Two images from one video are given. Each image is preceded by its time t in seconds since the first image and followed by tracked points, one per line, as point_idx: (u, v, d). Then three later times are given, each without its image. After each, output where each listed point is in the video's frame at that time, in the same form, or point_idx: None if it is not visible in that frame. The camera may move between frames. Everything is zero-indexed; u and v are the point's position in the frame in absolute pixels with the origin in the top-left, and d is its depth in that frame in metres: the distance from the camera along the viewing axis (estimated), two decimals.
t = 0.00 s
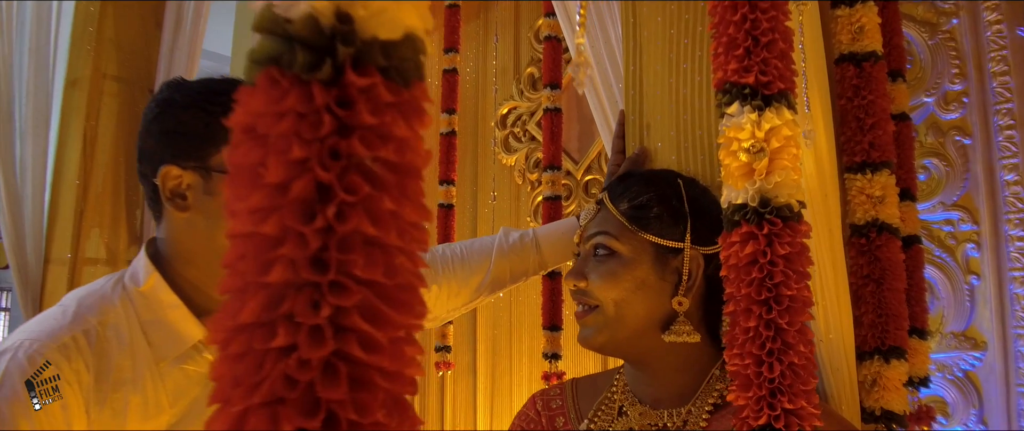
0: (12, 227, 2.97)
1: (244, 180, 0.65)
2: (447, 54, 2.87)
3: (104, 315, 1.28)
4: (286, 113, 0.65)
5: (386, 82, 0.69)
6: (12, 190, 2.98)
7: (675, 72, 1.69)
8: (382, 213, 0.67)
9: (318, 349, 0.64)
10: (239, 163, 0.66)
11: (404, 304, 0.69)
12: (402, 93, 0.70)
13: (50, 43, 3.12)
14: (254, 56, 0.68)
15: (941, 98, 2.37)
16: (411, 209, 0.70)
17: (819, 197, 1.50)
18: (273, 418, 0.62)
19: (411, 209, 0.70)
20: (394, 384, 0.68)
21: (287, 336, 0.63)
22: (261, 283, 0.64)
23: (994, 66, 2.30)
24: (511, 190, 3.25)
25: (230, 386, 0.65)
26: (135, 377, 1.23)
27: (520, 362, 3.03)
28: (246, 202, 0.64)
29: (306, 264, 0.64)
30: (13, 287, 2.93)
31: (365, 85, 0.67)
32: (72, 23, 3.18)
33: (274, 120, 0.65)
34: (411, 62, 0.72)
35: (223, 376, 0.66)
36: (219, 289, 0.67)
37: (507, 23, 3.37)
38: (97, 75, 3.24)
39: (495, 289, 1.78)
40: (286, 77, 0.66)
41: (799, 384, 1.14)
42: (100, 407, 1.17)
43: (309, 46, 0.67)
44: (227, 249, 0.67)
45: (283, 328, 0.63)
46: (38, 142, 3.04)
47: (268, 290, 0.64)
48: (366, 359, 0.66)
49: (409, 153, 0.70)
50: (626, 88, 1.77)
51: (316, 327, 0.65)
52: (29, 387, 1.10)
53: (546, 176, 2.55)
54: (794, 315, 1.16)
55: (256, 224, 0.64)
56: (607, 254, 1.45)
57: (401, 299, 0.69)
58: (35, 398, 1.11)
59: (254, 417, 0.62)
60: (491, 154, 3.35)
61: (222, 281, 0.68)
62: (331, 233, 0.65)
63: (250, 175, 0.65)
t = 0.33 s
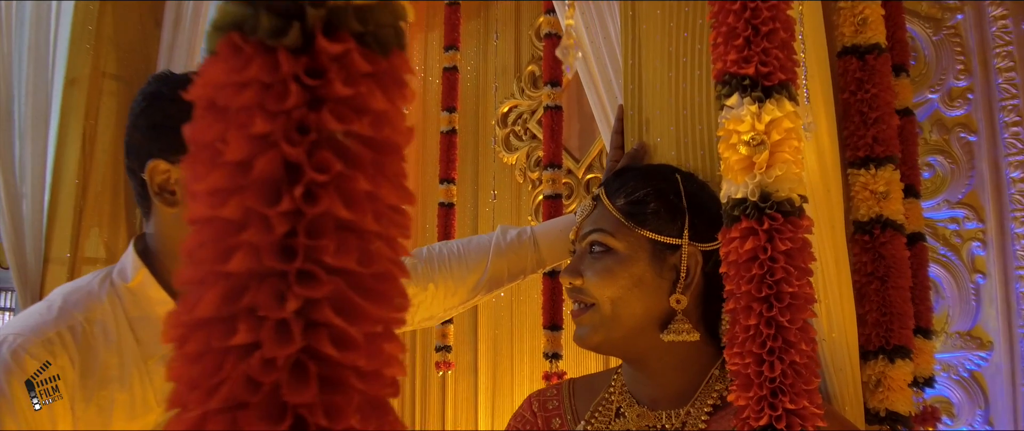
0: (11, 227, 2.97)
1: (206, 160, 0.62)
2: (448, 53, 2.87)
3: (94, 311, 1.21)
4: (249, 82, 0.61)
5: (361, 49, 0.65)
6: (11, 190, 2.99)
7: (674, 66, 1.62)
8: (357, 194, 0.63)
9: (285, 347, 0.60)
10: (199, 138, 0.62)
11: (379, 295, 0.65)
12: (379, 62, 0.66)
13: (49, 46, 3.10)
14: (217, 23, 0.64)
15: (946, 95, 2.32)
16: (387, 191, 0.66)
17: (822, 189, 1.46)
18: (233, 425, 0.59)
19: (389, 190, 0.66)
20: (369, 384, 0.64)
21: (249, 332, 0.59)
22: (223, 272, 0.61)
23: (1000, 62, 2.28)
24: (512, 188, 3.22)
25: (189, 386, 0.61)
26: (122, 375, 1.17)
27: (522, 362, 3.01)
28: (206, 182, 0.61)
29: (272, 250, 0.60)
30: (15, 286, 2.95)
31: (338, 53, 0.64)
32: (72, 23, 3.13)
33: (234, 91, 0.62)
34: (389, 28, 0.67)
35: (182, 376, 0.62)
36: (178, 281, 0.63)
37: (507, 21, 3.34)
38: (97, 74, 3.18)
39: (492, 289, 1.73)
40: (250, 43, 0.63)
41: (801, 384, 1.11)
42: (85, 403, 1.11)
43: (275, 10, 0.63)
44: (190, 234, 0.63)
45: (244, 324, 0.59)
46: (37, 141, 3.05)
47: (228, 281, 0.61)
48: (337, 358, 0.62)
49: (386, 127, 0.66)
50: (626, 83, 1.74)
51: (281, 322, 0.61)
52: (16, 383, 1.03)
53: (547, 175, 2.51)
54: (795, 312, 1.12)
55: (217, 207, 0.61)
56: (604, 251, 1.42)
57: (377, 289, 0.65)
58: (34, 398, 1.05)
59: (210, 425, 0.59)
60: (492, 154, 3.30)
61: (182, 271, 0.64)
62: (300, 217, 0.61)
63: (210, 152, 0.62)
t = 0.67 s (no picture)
0: (12, 225, 2.97)
1: (166, 150, 0.56)
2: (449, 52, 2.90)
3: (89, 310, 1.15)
4: (214, 66, 0.55)
5: (336, 33, 0.58)
6: (13, 188, 2.99)
7: (672, 62, 1.62)
8: (330, 185, 0.57)
9: (248, 349, 0.53)
10: (161, 126, 0.56)
11: (353, 296, 0.59)
12: (356, 45, 0.60)
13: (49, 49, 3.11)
14: (182, 2, 0.58)
15: (950, 93, 2.29)
16: (364, 181, 0.60)
17: (822, 190, 1.44)
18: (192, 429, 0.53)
19: (365, 181, 0.60)
20: (340, 388, 0.58)
21: (210, 332, 0.53)
22: (185, 267, 0.54)
23: (1004, 59, 2.26)
24: (513, 188, 3.18)
25: (146, 389, 0.56)
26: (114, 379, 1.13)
27: (523, 361, 2.97)
28: (169, 170, 0.55)
29: (237, 242, 0.54)
30: (16, 287, 2.94)
31: (312, 34, 0.57)
32: (72, 23, 3.13)
33: (198, 77, 0.55)
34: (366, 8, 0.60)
35: (138, 379, 0.56)
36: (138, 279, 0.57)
37: (509, 19, 3.32)
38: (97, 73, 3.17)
39: (487, 288, 1.72)
40: (217, 26, 0.56)
41: (800, 385, 1.09)
42: (76, 408, 1.09)
43: None
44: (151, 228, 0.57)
45: (205, 324, 0.53)
46: (38, 140, 3.05)
47: (190, 278, 0.54)
48: (305, 359, 0.55)
49: (363, 114, 0.60)
50: (625, 80, 1.72)
51: (246, 321, 0.54)
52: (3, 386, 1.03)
53: (548, 174, 2.50)
54: (795, 312, 1.10)
55: (179, 198, 0.55)
56: (600, 250, 1.40)
57: (350, 288, 0.59)
58: (35, 398, 1.06)
59: None
60: (494, 153, 3.28)
61: (141, 264, 0.58)
62: (267, 209, 0.55)
63: (173, 139, 0.56)
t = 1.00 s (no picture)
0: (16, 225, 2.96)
1: (101, 123, 0.54)
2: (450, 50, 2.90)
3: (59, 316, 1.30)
4: (154, 33, 0.53)
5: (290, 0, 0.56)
6: (17, 188, 2.99)
7: (671, 57, 1.60)
8: (279, 162, 0.55)
9: (184, 341, 0.51)
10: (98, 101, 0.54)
11: (302, 281, 0.56)
12: (311, 13, 0.57)
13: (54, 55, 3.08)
14: None
15: (956, 89, 2.27)
16: (319, 159, 0.57)
17: (823, 185, 1.41)
18: (119, 430, 0.51)
19: (320, 159, 0.57)
20: (288, 386, 0.55)
21: (143, 323, 0.51)
22: (113, 251, 0.52)
23: (1011, 55, 2.20)
24: (516, 187, 3.13)
25: (77, 384, 0.54)
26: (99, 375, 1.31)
27: (525, 359, 2.92)
28: (102, 146, 0.53)
29: (173, 224, 0.52)
30: (19, 287, 2.94)
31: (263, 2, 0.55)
32: (76, 22, 3.13)
33: (136, 45, 0.53)
34: None
35: (72, 372, 0.54)
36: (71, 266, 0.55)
37: (511, 17, 3.30)
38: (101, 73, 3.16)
39: (486, 286, 1.69)
40: None
41: (799, 383, 1.07)
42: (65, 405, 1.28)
43: None
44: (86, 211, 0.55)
45: (137, 313, 0.51)
46: (42, 140, 3.04)
47: (126, 263, 0.52)
48: (248, 351, 0.53)
49: (318, 86, 0.57)
50: (624, 75, 1.70)
51: (185, 310, 0.52)
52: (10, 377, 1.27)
53: (551, 171, 2.46)
54: (794, 309, 1.08)
55: (114, 176, 0.53)
56: (596, 246, 1.39)
57: (299, 273, 0.56)
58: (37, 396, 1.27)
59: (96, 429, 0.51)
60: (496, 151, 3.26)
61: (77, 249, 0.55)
62: (208, 190, 0.53)
63: (109, 113, 0.54)
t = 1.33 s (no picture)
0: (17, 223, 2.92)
1: (35, 95, 0.48)
2: (455, 48, 2.87)
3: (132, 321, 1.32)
4: None
5: None
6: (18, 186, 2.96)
7: (675, 52, 1.54)
8: (228, 138, 0.49)
9: (118, 334, 0.46)
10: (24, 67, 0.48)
11: (250, 271, 0.51)
12: None
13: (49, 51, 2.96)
14: None
15: (965, 85, 2.22)
16: (273, 134, 0.52)
17: (830, 181, 1.38)
18: None
19: (274, 134, 0.52)
20: (238, 383, 0.50)
21: (68, 314, 0.46)
22: (44, 234, 0.47)
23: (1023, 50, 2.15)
24: (521, 185, 3.08)
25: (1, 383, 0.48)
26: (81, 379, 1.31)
27: (533, 359, 2.87)
28: (30, 116, 0.47)
29: (105, 204, 0.46)
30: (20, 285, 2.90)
31: None
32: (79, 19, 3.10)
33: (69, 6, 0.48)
34: None
35: None
36: None
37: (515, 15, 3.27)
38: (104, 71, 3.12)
39: (486, 285, 1.67)
40: None
41: (804, 381, 1.05)
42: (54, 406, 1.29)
43: None
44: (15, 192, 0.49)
45: (61, 304, 0.46)
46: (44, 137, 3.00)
47: (52, 248, 0.47)
48: (190, 346, 0.47)
49: (272, 58, 0.52)
50: (626, 69, 1.67)
51: (118, 301, 0.47)
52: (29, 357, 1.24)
53: (556, 170, 2.39)
54: (799, 306, 1.07)
55: (40, 152, 0.47)
56: (597, 242, 1.37)
57: (252, 262, 0.51)
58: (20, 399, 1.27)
59: None
60: (501, 149, 3.20)
61: (9, 232, 0.49)
62: (146, 167, 0.47)
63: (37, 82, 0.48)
